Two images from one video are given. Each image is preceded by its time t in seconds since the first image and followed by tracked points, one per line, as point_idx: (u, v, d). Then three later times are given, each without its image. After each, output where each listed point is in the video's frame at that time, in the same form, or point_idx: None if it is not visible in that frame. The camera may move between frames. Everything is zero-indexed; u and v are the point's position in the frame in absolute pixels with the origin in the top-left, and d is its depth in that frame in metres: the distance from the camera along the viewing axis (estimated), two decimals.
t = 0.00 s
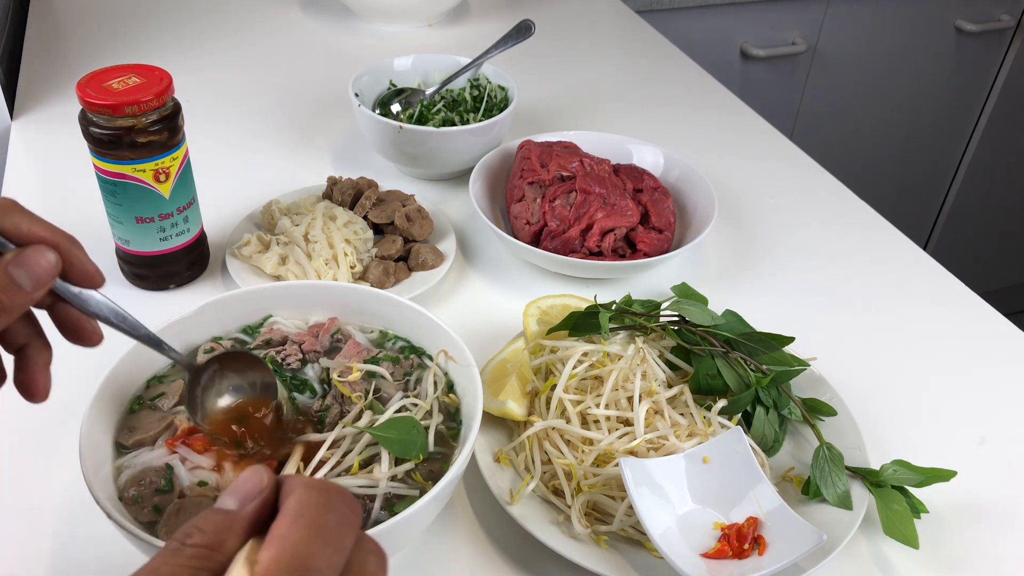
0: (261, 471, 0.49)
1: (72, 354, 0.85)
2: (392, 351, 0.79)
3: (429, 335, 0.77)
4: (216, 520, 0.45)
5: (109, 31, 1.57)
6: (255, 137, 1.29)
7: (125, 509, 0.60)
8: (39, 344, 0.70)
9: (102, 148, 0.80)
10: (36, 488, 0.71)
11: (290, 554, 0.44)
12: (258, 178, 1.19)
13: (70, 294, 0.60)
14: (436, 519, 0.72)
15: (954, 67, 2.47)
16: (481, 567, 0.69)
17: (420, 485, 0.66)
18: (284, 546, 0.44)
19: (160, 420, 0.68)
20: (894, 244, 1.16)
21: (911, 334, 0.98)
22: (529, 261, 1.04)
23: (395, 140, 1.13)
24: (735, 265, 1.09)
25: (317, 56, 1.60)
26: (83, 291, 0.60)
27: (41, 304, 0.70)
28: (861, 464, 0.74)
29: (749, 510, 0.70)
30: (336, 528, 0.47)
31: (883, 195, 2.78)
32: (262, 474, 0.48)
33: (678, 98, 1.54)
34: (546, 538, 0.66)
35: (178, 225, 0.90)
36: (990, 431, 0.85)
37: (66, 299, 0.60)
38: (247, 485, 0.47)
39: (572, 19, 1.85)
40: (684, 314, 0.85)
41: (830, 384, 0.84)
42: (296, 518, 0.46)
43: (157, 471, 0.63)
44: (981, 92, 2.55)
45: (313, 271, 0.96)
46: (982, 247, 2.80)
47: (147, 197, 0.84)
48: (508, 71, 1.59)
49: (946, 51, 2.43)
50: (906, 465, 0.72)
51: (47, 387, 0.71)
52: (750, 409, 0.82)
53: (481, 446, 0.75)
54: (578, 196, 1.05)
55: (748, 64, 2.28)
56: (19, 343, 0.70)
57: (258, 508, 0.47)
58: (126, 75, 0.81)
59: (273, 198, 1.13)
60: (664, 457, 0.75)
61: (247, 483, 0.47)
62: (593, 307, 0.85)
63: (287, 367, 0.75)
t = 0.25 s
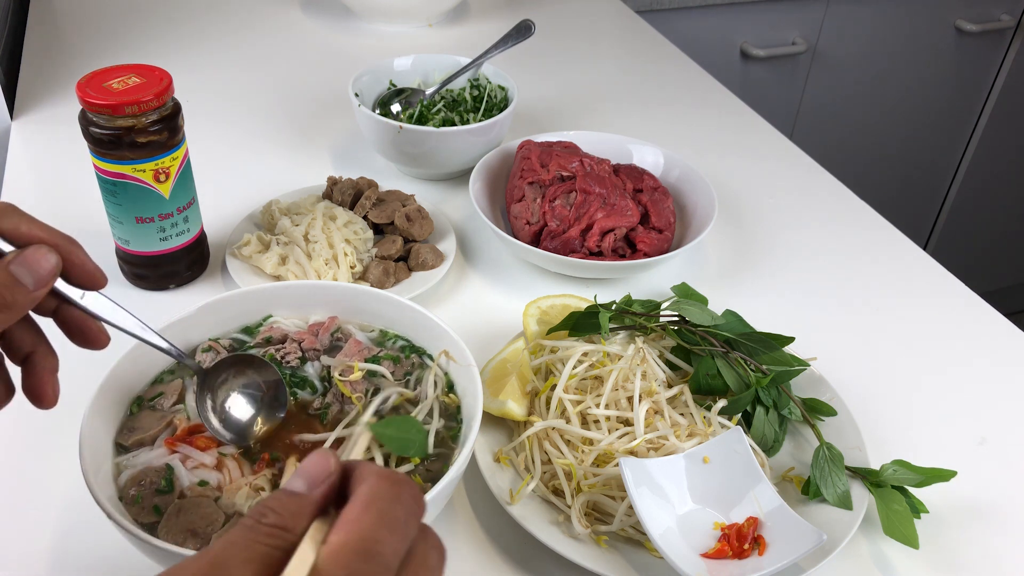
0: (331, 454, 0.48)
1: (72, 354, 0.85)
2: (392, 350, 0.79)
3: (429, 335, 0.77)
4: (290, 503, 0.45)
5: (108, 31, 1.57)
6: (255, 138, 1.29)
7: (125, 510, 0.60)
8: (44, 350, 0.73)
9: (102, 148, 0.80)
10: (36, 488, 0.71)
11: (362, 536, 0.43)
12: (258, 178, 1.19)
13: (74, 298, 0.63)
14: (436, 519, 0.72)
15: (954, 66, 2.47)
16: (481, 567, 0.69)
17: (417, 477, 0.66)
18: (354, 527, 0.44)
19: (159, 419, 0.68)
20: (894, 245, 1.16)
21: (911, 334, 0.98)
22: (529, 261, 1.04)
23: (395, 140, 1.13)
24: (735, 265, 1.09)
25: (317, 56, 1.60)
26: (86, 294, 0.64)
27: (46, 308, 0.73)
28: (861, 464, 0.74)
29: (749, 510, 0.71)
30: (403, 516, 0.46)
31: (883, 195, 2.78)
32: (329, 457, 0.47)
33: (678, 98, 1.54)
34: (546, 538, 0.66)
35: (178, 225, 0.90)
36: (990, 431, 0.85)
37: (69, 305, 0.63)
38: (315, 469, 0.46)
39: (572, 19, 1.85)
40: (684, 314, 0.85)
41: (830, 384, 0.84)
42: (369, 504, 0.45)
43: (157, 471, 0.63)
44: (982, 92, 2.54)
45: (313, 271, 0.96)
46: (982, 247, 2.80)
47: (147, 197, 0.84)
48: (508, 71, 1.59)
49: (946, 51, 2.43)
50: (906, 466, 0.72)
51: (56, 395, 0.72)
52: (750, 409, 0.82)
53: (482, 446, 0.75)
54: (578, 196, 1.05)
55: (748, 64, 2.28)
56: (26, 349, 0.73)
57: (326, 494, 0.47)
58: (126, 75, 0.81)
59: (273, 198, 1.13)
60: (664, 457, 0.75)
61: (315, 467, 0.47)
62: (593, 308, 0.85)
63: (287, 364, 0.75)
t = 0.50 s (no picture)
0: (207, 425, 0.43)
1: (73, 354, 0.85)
2: (391, 352, 0.79)
3: (428, 335, 0.77)
4: (160, 479, 0.41)
5: (108, 31, 1.57)
6: (255, 138, 1.30)
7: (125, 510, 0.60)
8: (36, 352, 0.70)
9: (102, 148, 0.80)
10: (36, 488, 0.71)
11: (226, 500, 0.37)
12: (258, 178, 1.19)
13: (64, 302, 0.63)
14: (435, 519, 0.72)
15: (954, 67, 2.47)
16: (482, 567, 0.69)
17: (417, 480, 0.66)
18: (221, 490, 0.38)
19: (159, 418, 0.68)
20: (893, 245, 1.16)
21: (911, 334, 0.98)
22: (529, 261, 1.04)
23: (395, 140, 1.13)
24: (735, 265, 1.09)
25: (317, 56, 1.60)
26: (75, 297, 0.64)
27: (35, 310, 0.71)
28: (861, 464, 0.74)
29: (749, 510, 0.70)
30: (282, 475, 0.41)
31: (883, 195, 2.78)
32: (210, 426, 0.43)
33: (677, 99, 1.54)
34: (546, 538, 0.66)
35: (178, 225, 0.90)
36: (990, 431, 0.85)
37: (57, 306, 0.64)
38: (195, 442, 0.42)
39: (572, 19, 1.85)
40: (684, 314, 0.85)
41: (830, 384, 0.84)
42: (232, 465, 0.39)
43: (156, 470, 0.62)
44: (981, 92, 2.55)
45: (313, 271, 0.96)
46: (982, 248, 2.80)
47: (147, 197, 0.84)
48: (508, 71, 1.59)
49: (946, 51, 2.43)
50: (905, 465, 0.72)
51: (47, 396, 0.71)
52: (750, 409, 0.82)
53: (482, 446, 0.75)
54: (578, 196, 1.05)
55: (748, 64, 2.28)
56: (16, 351, 0.70)
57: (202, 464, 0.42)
58: (126, 75, 0.80)
59: (273, 198, 1.13)
60: (664, 457, 0.75)
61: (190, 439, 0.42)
62: (593, 307, 0.85)
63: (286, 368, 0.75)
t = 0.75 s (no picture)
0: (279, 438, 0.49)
1: (73, 354, 0.85)
2: (392, 350, 0.79)
3: (428, 335, 0.77)
4: (245, 483, 0.45)
5: (108, 31, 1.57)
6: (255, 138, 1.30)
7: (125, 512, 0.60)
8: (28, 326, 0.72)
9: (102, 148, 0.80)
10: (36, 489, 0.71)
11: (312, 498, 0.43)
12: (258, 179, 1.19)
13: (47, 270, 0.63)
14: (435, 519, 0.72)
15: (954, 67, 2.47)
16: (482, 567, 0.69)
17: (420, 477, 0.66)
18: (306, 491, 0.43)
19: (160, 419, 0.68)
20: (893, 245, 1.16)
21: (911, 334, 0.98)
22: (529, 261, 1.04)
23: (395, 140, 1.13)
24: (735, 265, 1.09)
25: (317, 56, 1.60)
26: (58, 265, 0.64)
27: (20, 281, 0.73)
28: (861, 464, 0.74)
29: (749, 510, 0.70)
30: (357, 477, 0.46)
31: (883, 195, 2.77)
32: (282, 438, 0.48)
33: (677, 99, 1.54)
34: (546, 538, 0.66)
35: (177, 225, 0.90)
36: (990, 431, 0.85)
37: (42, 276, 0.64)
38: (269, 451, 0.47)
39: (572, 19, 1.85)
40: (684, 314, 0.85)
41: (830, 384, 0.84)
42: (315, 469, 0.45)
43: (157, 472, 0.63)
44: (982, 92, 2.54)
45: (312, 271, 0.96)
46: (982, 248, 2.80)
47: (147, 197, 0.85)
48: (508, 71, 1.59)
49: (946, 51, 2.43)
50: (905, 465, 0.72)
51: (45, 370, 0.72)
52: (750, 408, 0.82)
53: (481, 446, 0.75)
54: (578, 196, 1.05)
55: (748, 64, 2.28)
56: (10, 326, 0.72)
57: (281, 470, 0.47)
58: (126, 75, 0.81)
59: (273, 198, 1.13)
60: (664, 457, 0.74)
61: (268, 448, 0.48)
62: (593, 308, 0.85)
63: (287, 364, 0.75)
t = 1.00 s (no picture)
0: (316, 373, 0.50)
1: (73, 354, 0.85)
2: (392, 349, 0.79)
3: (428, 334, 0.77)
4: (266, 414, 0.46)
5: (108, 31, 1.57)
6: (255, 138, 1.29)
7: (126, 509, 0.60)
8: (76, 376, 0.65)
9: (102, 148, 0.80)
10: (36, 488, 0.71)
11: (348, 439, 0.43)
12: (258, 179, 1.19)
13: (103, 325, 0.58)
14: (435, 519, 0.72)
15: (954, 67, 2.47)
16: (482, 567, 0.69)
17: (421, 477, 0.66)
18: (341, 434, 0.43)
19: (161, 420, 0.68)
20: (893, 245, 1.16)
21: (911, 335, 0.98)
22: (529, 261, 1.04)
23: (395, 140, 1.13)
24: (735, 266, 1.09)
25: (317, 56, 1.60)
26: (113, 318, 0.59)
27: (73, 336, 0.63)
28: (861, 464, 0.74)
29: (749, 510, 0.70)
30: (398, 424, 0.46)
31: (883, 195, 2.78)
32: (316, 371, 0.50)
33: (677, 99, 1.54)
34: (546, 538, 0.66)
35: (177, 225, 0.90)
36: (991, 432, 0.85)
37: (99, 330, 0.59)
38: (300, 381, 0.49)
39: (572, 19, 1.85)
40: (684, 314, 0.85)
41: (830, 384, 0.84)
42: (353, 408, 0.45)
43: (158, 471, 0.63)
44: (981, 92, 2.55)
45: (313, 271, 0.96)
46: (981, 248, 2.80)
47: (147, 197, 0.84)
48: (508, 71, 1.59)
49: (946, 51, 2.43)
50: (906, 465, 0.72)
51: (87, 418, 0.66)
52: (750, 408, 0.82)
53: (481, 446, 0.75)
54: (578, 196, 1.05)
55: (748, 64, 2.28)
56: (56, 374, 0.65)
57: (310, 406, 0.48)
58: (126, 75, 0.80)
59: (273, 198, 1.13)
60: (663, 457, 0.75)
61: (300, 380, 0.49)
62: (593, 308, 0.85)
63: (287, 364, 0.76)
